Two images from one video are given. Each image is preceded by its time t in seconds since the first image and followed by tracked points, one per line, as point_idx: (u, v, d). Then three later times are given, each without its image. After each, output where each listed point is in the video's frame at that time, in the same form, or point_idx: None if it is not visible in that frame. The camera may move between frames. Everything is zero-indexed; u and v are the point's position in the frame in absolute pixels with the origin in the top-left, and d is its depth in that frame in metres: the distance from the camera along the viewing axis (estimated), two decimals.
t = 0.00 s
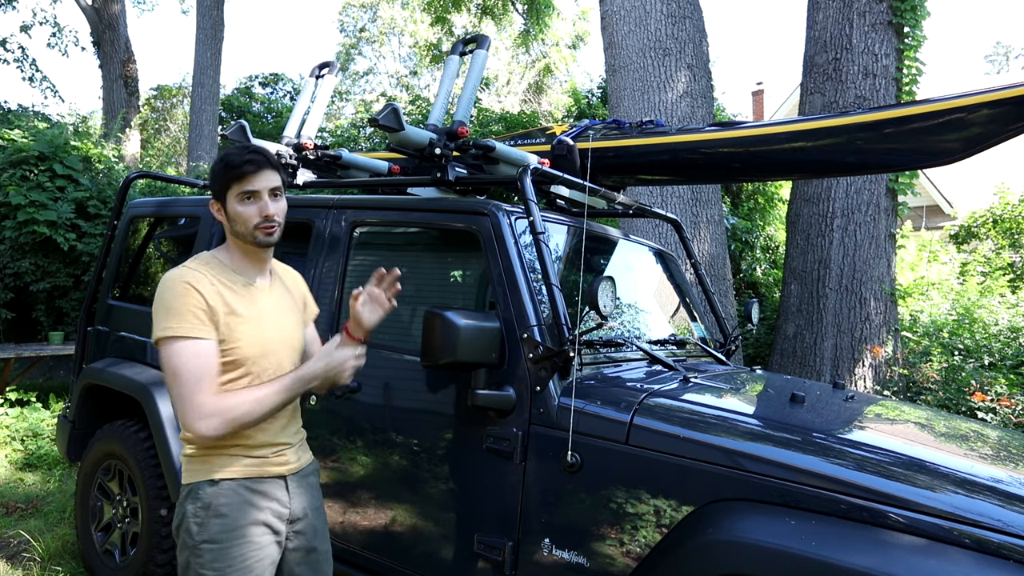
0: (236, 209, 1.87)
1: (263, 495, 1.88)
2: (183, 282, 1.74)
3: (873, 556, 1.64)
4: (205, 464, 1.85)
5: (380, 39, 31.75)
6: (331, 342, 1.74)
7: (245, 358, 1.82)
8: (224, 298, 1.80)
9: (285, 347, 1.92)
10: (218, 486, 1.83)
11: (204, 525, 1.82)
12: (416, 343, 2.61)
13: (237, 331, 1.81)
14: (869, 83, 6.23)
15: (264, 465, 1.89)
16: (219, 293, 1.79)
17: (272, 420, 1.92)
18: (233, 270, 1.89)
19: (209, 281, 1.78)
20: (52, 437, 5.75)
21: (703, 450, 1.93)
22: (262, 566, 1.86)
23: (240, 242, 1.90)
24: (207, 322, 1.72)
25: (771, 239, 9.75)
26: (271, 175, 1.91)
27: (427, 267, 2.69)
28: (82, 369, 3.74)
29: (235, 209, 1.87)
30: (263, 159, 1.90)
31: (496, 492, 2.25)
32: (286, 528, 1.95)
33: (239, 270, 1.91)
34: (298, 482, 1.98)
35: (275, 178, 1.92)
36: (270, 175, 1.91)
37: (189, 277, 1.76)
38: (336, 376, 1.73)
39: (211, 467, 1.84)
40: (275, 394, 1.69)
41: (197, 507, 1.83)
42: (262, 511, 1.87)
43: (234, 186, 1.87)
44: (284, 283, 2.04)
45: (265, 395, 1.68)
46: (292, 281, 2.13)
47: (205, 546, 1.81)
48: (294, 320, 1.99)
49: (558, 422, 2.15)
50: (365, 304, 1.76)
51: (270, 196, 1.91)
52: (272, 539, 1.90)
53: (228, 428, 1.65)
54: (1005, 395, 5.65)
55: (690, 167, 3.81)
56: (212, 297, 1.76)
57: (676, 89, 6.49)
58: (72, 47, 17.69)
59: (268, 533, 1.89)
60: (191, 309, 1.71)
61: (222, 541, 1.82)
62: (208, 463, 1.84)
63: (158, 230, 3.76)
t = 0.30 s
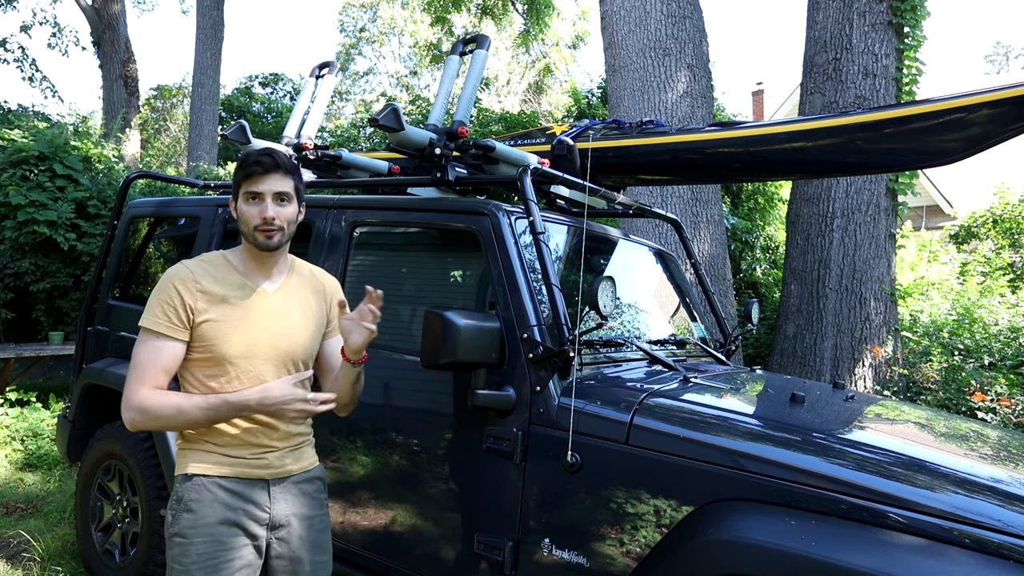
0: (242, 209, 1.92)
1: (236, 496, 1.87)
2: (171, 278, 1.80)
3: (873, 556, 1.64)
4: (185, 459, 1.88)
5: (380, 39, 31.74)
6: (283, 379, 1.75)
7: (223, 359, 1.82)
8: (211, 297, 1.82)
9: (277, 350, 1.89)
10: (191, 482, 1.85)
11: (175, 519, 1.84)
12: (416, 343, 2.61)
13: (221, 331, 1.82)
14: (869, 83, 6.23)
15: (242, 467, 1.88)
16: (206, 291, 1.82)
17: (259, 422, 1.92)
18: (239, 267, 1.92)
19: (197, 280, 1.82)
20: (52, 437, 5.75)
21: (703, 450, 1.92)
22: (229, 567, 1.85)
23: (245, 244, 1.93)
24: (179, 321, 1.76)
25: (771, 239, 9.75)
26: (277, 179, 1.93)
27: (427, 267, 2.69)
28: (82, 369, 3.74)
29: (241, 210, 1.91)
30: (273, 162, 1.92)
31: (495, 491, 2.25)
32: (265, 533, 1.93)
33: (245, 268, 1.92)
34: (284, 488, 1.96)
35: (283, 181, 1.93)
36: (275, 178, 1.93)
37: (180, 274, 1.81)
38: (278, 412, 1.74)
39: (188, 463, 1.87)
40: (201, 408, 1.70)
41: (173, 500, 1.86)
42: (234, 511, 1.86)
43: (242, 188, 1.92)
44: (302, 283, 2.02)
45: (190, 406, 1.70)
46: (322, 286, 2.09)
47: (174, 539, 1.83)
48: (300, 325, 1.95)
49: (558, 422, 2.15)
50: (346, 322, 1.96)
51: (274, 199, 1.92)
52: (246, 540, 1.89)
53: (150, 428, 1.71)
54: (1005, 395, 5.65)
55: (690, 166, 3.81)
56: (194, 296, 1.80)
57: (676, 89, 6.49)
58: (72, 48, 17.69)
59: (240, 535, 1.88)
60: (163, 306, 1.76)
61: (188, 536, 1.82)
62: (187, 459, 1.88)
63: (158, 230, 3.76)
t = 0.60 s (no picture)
0: (246, 206, 1.92)
1: (239, 495, 1.87)
2: (175, 276, 1.81)
3: (873, 556, 1.64)
4: (189, 457, 1.91)
5: (380, 39, 31.73)
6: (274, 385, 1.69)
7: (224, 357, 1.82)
8: (214, 295, 1.83)
9: (276, 349, 1.88)
10: (196, 481, 1.86)
11: (179, 517, 1.86)
12: (416, 343, 2.61)
13: (221, 328, 1.82)
14: (869, 83, 6.23)
15: (243, 466, 1.88)
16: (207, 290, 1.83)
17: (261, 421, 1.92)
18: (241, 266, 1.92)
19: (199, 278, 1.83)
20: (52, 437, 5.75)
21: (703, 450, 1.92)
22: (231, 567, 1.85)
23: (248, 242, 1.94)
24: (181, 318, 1.78)
25: (771, 239, 9.75)
26: (280, 177, 1.93)
27: (427, 268, 2.69)
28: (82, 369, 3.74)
29: (245, 208, 1.92)
30: (279, 161, 1.93)
31: (495, 491, 2.25)
32: (268, 533, 1.92)
33: (248, 266, 1.93)
34: (287, 489, 1.95)
35: (287, 180, 1.94)
36: (280, 176, 1.93)
37: (184, 271, 1.83)
38: (267, 415, 1.66)
39: (191, 461, 1.89)
40: (197, 404, 1.65)
41: (178, 498, 1.87)
42: (237, 510, 1.86)
43: (247, 185, 1.93)
44: (306, 283, 2.01)
45: (188, 401, 1.66)
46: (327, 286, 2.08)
47: (177, 538, 1.84)
48: (301, 325, 1.94)
49: (558, 422, 2.15)
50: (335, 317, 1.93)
51: (278, 197, 1.92)
52: (247, 541, 1.88)
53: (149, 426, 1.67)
54: (1005, 395, 5.65)
55: (690, 166, 3.80)
56: (196, 293, 1.81)
57: (676, 89, 6.49)
58: (72, 48, 17.69)
59: (242, 535, 1.88)
60: (166, 303, 1.77)
61: (190, 535, 1.83)
62: (190, 458, 1.90)
63: (158, 230, 3.76)
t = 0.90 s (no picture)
0: (247, 209, 1.91)
1: (256, 495, 1.87)
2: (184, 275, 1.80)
3: (873, 556, 1.64)
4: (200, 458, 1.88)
5: (380, 39, 31.72)
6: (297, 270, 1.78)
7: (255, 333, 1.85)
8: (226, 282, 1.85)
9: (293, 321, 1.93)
10: (211, 481, 1.84)
11: (194, 519, 1.83)
12: (416, 343, 2.61)
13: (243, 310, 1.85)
14: (869, 83, 6.23)
15: (258, 466, 1.88)
16: (223, 282, 1.84)
17: (273, 421, 1.92)
18: (243, 265, 1.94)
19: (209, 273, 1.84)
20: (52, 437, 5.75)
21: (703, 450, 1.92)
22: (250, 566, 1.85)
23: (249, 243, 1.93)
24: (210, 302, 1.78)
25: (771, 239, 9.75)
26: (283, 180, 1.92)
27: (427, 267, 2.69)
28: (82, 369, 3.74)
29: (247, 210, 1.91)
30: (280, 164, 1.91)
31: (495, 491, 2.25)
32: (282, 531, 1.93)
33: (249, 265, 1.94)
34: (299, 486, 1.96)
35: (289, 184, 1.92)
36: (282, 180, 1.91)
37: (193, 269, 1.82)
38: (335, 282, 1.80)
39: (204, 461, 1.86)
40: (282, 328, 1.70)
41: (190, 500, 1.85)
42: (255, 510, 1.86)
43: (247, 187, 1.90)
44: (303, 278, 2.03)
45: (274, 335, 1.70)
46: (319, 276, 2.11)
47: (193, 540, 1.82)
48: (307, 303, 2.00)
49: (558, 422, 2.15)
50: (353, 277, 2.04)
51: (280, 201, 1.91)
52: (263, 539, 1.89)
53: (252, 388, 1.66)
54: (1005, 395, 5.65)
55: (690, 166, 3.80)
56: (213, 284, 1.82)
57: (676, 89, 6.49)
58: (72, 48, 17.71)
59: (260, 534, 1.88)
60: (191, 296, 1.76)
61: (209, 537, 1.82)
62: (201, 459, 1.87)
63: (158, 230, 3.76)
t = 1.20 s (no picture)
0: (260, 211, 1.91)
1: (272, 495, 1.87)
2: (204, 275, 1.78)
3: (874, 556, 1.64)
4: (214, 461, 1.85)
5: (380, 39, 31.72)
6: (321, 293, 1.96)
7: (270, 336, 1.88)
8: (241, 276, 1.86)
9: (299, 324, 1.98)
10: (226, 484, 1.83)
11: (212, 522, 1.82)
12: (416, 343, 2.61)
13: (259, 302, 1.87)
14: (869, 83, 6.23)
15: (275, 465, 1.89)
16: (236, 276, 1.84)
17: (286, 419, 1.93)
18: (249, 261, 1.94)
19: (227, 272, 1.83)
20: (52, 437, 5.75)
21: (703, 450, 1.92)
22: (269, 565, 1.86)
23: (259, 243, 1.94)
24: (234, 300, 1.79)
25: (771, 239, 9.75)
26: (297, 182, 1.94)
27: (427, 267, 2.69)
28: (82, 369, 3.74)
29: (260, 211, 1.91)
30: (294, 166, 1.94)
31: (495, 491, 2.25)
32: (294, 528, 1.95)
33: (255, 262, 1.94)
34: (308, 483, 1.98)
35: (302, 186, 1.95)
36: (295, 182, 1.94)
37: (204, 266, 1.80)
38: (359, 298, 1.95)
39: (220, 464, 1.84)
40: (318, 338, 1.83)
41: (206, 503, 1.83)
42: (271, 510, 1.87)
43: (261, 188, 1.91)
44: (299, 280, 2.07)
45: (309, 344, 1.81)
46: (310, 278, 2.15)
47: (212, 543, 1.82)
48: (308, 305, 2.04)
49: (558, 422, 2.15)
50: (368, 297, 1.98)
51: (294, 202, 1.93)
52: (279, 538, 1.90)
53: (292, 391, 1.76)
54: (1005, 395, 5.65)
55: (690, 166, 3.80)
56: (234, 285, 1.82)
57: (676, 89, 6.49)
58: (72, 48, 17.72)
59: (276, 533, 1.89)
60: (219, 298, 1.75)
61: (229, 539, 1.82)
62: (217, 461, 1.84)
63: (158, 230, 3.76)
